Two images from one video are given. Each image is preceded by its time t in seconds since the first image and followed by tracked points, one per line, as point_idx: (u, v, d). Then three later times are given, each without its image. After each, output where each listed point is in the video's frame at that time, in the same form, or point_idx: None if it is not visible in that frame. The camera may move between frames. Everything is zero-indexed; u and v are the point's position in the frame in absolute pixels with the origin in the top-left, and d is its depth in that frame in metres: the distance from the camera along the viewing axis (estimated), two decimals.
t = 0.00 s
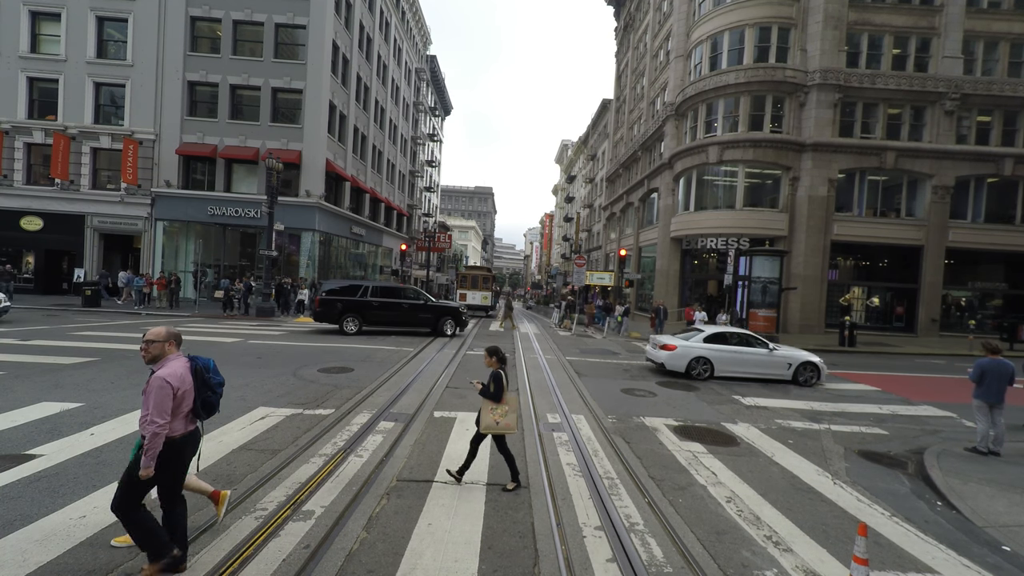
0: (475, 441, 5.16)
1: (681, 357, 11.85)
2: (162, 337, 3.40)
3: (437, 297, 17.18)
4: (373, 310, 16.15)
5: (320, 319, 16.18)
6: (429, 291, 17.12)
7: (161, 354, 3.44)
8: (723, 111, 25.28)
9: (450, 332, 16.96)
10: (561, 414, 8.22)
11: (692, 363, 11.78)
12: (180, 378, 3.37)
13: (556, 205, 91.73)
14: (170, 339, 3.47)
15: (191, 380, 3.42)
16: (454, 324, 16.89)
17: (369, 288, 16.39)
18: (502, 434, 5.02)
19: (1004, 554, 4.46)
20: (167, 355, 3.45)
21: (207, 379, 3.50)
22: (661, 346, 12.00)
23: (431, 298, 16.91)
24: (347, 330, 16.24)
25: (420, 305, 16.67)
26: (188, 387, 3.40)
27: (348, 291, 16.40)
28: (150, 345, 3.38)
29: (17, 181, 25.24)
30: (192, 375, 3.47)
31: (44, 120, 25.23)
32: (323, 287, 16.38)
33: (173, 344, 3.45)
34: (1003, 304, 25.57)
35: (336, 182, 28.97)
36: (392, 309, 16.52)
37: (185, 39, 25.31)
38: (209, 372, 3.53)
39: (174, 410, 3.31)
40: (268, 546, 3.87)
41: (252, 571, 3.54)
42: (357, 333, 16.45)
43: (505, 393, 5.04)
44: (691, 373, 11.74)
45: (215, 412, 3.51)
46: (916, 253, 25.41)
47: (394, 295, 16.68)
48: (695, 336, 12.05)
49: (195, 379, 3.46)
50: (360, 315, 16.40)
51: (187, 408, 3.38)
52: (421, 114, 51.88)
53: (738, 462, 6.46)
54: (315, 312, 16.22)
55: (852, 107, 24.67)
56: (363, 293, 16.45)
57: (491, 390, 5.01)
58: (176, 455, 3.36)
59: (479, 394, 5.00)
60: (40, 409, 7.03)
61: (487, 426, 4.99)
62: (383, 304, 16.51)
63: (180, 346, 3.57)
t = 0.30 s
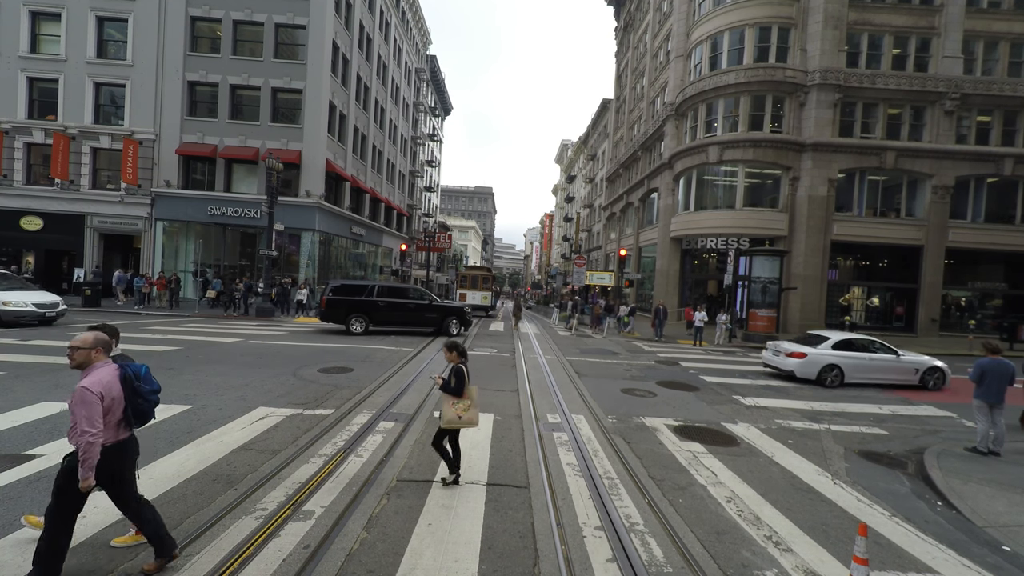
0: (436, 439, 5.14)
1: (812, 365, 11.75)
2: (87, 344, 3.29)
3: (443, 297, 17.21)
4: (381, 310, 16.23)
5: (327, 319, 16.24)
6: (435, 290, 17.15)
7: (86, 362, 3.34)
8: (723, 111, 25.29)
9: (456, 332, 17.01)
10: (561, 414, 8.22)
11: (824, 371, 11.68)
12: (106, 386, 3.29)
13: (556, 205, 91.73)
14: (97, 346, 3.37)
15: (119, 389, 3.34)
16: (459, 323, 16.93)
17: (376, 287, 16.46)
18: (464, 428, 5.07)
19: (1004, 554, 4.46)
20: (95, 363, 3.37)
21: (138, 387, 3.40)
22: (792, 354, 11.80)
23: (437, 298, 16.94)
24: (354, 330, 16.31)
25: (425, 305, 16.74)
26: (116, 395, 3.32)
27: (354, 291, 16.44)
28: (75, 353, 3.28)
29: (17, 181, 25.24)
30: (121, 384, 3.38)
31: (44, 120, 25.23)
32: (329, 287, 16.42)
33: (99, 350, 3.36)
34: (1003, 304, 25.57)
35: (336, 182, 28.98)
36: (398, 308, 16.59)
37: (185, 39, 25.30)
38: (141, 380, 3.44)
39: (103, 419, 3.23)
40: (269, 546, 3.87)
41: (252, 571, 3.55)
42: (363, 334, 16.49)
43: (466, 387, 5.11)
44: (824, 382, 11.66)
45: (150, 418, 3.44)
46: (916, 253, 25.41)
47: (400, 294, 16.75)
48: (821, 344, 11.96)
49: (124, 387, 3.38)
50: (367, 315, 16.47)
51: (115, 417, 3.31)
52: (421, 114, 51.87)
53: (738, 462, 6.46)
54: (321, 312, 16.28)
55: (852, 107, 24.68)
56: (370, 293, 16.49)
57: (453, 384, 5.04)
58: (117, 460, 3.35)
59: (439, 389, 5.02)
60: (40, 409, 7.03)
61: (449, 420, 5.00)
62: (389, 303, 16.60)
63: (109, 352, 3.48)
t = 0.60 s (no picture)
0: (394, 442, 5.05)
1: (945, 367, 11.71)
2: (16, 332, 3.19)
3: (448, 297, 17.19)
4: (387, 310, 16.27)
5: (334, 320, 16.36)
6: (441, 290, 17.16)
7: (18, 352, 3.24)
8: (723, 111, 25.29)
9: (461, 332, 17.00)
10: (561, 414, 8.22)
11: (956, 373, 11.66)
12: (38, 378, 3.16)
13: (556, 205, 91.74)
14: (29, 337, 3.27)
15: (52, 382, 3.21)
16: (464, 323, 16.89)
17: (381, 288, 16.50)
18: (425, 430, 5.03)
19: (1004, 554, 4.46)
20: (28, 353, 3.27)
21: (73, 381, 3.26)
22: (921, 357, 11.67)
23: (442, 298, 16.92)
24: (361, 330, 16.39)
25: (430, 305, 16.77)
26: (49, 387, 3.19)
27: (360, 291, 16.51)
28: (5, 344, 3.19)
29: (17, 181, 25.24)
30: (56, 376, 3.24)
31: (44, 120, 25.23)
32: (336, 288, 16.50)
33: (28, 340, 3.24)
34: (1003, 304, 25.57)
35: (336, 181, 28.97)
36: (404, 308, 16.64)
37: (185, 39, 25.30)
38: (75, 374, 3.29)
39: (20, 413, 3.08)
40: (268, 546, 3.87)
41: (252, 571, 3.54)
42: (370, 334, 16.54)
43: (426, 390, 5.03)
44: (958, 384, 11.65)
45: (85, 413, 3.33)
46: (916, 253, 25.41)
47: (406, 294, 16.78)
48: (950, 346, 11.96)
49: (59, 380, 3.24)
50: (374, 315, 16.55)
51: (44, 412, 3.16)
52: (421, 114, 51.89)
53: (738, 462, 6.46)
54: (328, 313, 16.40)
55: (852, 107, 24.68)
56: (376, 293, 16.55)
57: (412, 387, 4.95)
58: (28, 460, 3.14)
59: (399, 392, 4.92)
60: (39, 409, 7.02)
61: (408, 424, 4.94)
62: (395, 304, 16.65)
63: (44, 344, 3.36)
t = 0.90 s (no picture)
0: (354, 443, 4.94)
1: None
2: None
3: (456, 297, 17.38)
4: (398, 311, 16.32)
5: (344, 320, 16.33)
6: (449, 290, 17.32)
7: None
8: (723, 111, 25.29)
9: (468, 331, 17.26)
10: (561, 414, 8.22)
11: None
12: None
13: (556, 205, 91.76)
14: None
15: None
16: (472, 323, 17.16)
17: (393, 288, 16.48)
18: (381, 432, 4.86)
19: (1004, 554, 4.46)
20: None
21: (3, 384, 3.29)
22: None
23: (451, 298, 17.10)
24: (371, 330, 16.42)
25: (440, 305, 16.92)
26: None
27: (371, 292, 16.50)
28: None
29: (17, 181, 25.23)
30: None
31: (44, 120, 25.23)
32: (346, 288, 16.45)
33: None
34: (1003, 304, 25.57)
35: (336, 181, 28.97)
36: (414, 309, 16.74)
37: (185, 39, 25.31)
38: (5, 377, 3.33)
39: None
40: (268, 546, 3.87)
41: (252, 571, 3.55)
42: (379, 334, 16.60)
43: (384, 390, 4.88)
44: None
45: (15, 415, 3.37)
46: (916, 253, 25.42)
47: (415, 294, 16.87)
48: None
49: None
50: (384, 315, 16.56)
51: None
52: (421, 114, 51.90)
53: (738, 462, 6.46)
54: (338, 313, 16.36)
55: (852, 107, 24.68)
56: (386, 294, 16.56)
57: (371, 387, 4.81)
58: None
59: (356, 391, 4.80)
60: (39, 409, 7.03)
61: (363, 424, 4.81)
62: (405, 304, 16.73)
63: None
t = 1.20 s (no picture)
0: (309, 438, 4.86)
1: None
2: None
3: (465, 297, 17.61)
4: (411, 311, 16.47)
5: (357, 320, 16.43)
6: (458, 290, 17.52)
7: None
8: (723, 111, 25.29)
9: (478, 331, 17.56)
10: (560, 414, 8.22)
11: None
12: None
13: (556, 205, 91.78)
14: None
15: None
16: (481, 323, 17.47)
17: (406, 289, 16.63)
18: (340, 427, 4.82)
19: (1004, 554, 4.46)
20: None
21: None
22: None
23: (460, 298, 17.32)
24: (383, 330, 16.55)
25: (450, 305, 17.13)
26: None
27: (383, 292, 16.59)
28: None
29: (17, 181, 25.24)
30: None
31: (44, 120, 25.23)
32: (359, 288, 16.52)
33: None
34: (1003, 304, 25.58)
35: (336, 182, 28.98)
36: (425, 309, 16.91)
37: (185, 39, 25.31)
38: None
39: None
40: (269, 546, 3.87)
41: (252, 571, 3.54)
42: (392, 333, 16.76)
43: (343, 385, 4.81)
44: None
45: None
46: (916, 253, 25.41)
47: (426, 294, 17.03)
48: None
49: None
50: (396, 316, 16.76)
51: None
52: (421, 114, 51.91)
53: (738, 462, 6.46)
54: (351, 313, 16.44)
55: (852, 107, 24.69)
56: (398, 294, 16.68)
57: (328, 383, 4.74)
58: None
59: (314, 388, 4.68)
60: (39, 409, 7.03)
61: (321, 420, 4.72)
62: (417, 304, 16.89)
63: None
